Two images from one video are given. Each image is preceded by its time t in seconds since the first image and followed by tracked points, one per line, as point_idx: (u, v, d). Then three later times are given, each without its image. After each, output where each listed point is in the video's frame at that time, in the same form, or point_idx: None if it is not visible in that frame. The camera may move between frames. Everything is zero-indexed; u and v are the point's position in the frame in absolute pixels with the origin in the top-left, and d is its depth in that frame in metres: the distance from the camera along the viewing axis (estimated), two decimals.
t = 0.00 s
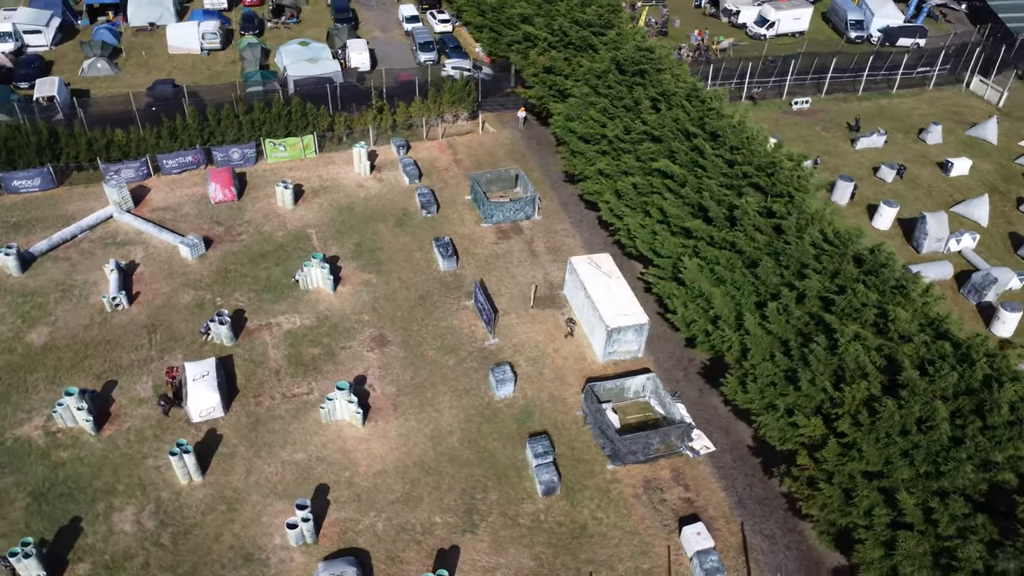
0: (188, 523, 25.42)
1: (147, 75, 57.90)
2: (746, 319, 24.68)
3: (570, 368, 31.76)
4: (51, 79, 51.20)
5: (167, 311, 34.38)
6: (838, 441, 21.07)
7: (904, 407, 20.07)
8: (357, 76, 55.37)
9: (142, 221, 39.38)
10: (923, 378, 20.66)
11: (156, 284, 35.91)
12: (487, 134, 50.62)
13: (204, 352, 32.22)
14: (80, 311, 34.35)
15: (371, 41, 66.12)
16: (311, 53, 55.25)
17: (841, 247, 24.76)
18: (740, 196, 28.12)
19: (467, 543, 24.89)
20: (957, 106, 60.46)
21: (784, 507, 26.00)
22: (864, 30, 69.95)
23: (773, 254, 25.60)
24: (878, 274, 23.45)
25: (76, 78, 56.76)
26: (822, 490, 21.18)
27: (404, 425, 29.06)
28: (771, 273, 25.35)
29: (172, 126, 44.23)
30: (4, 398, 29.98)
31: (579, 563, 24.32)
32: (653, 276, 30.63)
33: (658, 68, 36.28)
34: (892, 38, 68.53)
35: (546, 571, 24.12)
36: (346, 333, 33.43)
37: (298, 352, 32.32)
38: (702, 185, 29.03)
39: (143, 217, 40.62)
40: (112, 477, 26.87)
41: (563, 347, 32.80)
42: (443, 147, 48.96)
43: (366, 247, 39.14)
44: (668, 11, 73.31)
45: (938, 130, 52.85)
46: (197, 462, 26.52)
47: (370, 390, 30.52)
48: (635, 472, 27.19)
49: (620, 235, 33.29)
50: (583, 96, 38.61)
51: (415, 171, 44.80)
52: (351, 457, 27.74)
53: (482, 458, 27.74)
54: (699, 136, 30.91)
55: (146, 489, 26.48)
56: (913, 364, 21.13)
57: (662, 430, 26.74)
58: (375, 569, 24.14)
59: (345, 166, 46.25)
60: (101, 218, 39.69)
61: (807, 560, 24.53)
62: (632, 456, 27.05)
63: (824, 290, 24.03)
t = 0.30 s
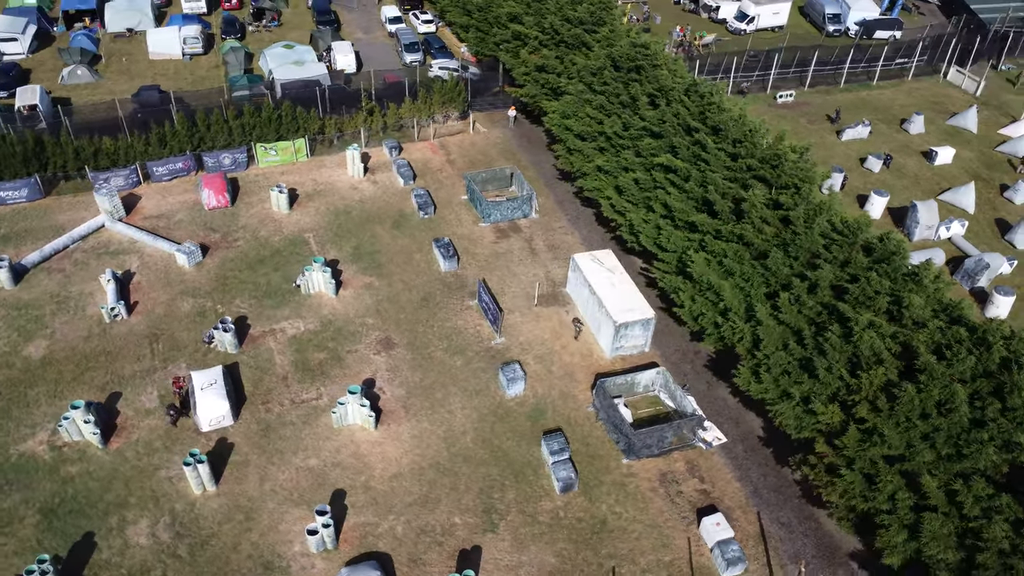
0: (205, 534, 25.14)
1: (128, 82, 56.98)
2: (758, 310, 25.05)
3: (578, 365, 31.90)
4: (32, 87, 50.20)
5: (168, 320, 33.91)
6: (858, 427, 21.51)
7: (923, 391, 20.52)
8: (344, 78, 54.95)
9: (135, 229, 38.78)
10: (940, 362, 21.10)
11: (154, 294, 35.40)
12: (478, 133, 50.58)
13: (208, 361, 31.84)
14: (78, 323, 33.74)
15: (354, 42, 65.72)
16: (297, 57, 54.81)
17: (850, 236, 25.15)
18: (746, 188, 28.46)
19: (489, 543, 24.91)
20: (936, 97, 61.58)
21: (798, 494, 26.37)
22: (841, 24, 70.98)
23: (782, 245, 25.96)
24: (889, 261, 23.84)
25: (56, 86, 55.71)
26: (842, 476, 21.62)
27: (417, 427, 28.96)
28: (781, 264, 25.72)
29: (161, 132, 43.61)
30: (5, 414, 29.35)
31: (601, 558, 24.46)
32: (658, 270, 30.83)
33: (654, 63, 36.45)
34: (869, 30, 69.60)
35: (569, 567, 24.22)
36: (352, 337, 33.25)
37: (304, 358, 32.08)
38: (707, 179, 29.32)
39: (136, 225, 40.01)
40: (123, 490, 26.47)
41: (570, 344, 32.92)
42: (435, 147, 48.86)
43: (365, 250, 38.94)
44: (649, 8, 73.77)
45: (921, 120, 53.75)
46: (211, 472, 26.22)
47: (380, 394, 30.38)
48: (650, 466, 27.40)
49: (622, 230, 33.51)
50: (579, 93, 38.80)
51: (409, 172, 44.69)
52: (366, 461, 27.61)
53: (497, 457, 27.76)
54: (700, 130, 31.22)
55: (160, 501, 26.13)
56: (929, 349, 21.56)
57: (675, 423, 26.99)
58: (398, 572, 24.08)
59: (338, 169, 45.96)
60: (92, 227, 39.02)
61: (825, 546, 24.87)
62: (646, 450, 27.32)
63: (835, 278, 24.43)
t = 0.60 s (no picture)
0: (224, 543, 24.89)
1: (110, 89, 56.06)
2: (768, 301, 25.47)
3: (586, 361, 32.04)
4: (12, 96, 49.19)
5: (169, 329, 33.46)
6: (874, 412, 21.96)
7: (940, 375, 20.96)
8: (330, 80, 54.62)
9: (130, 238, 38.20)
10: (955, 345, 21.54)
11: (152, 302, 34.92)
12: (469, 133, 50.49)
13: (213, 368, 31.49)
14: (77, 334, 33.17)
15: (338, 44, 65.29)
16: (282, 59, 54.26)
17: (858, 223, 25.48)
18: (750, 181, 28.82)
19: (510, 541, 24.97)
20: (915, 87, 62.70)
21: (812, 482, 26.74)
22: (819, 17, 71.98)
23: (790, 236, 26.34)
24: (899, 247, 24.19)
25: (35, 94, 54.65)
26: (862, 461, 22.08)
27: (430, 428, 28.90)
28: (790, 255, 26.10)
29: (151, 139, 43.03)
30: (9, 429, 28.77)
31: (623, 552, 24.63)
32: (663, 264, 31.08)
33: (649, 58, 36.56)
34: (846, 24, 70.71)
35: (591, 562, 24.35)
36: (358, 340, 33.09)
37: (310, 362, 31.85)
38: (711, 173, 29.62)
39: (129, 234, 39.40)
40: (136, 502, 26.10)
41: (576, 340, 33.07)
42: (428, 148, 48.72)
43: (365, 252, 38.77)
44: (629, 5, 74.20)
45: (903, 110, 54.70)
46: (225, 480, 25.94)
47: (390, 396, 30.28)
48: (664, 459, 27.63)
49: (624, 226, 33.75)
50: (574, 91, 38.93)
51: (403, 173, 44.51)
52: (381, 464, 27.50)
53: (512, 456, 27.81)
54: (701, 124, 31.50)
55: (175, 512, 25.80)
56: (943, 333, 21.99)
57: (688, 415, 27.25)
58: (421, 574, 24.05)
59: (331, 171, 45.65)
60: (85, 237, 38.38)
61: (841, 531, 25.29)
62: (660, 443, 27.53)
63: (846, 266, 24.80)
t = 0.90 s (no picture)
0: (243, 552, 24.68)
1: (92, 96, 55.12)
2: (778, 291, 25.88)
3: (594, 357, 32.23)
4: None
5: (171, 337, 33.05)
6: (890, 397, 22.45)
7: (955, 358, 21.48)
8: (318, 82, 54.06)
9: (124, 246, 37.63)
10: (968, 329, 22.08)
11: (152, 311, 34.46)
12: (461, 133, 50.42)
13: (220, 376, 31.17)
14: (77, 346, 32.62)
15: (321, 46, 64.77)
16: (268, 62, 53.62)
17: (865, 212, 25.96)
18: (754, 174, 29.22)
19: (531, 538, 25.07)
20: (894, 79, 63.80)
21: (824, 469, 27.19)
22: (797, 11, 72.85)
23: (798, 227, 26.75)
24: (907, 235, 24.71)
25: (15, 103, 53.56)
26: (878, 445, 22.53)
27: (443, 428, 28.89)
28: (798, 246, 26.52)
29: (140, 146, 42.30)
30: (14, 444, 28.25)
31: (644, 544, 24.85)
32: (667, 258, 31.39)
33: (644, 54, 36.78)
34: (823, 18, 71.68)
35: (613, 556, 24.54)
36: (364, 342, 32.96)
37: (318, 366, 31.68)
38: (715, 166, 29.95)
39: (123, 242, 38.82)
40: (150, 513, 25.78)
41: (583, 336, 33.25)
42: (420, 149, 48.60)
43: (364, 254, 38.60)
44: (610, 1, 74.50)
45: (884, 102, 55.67)
46: (241, 488, 25.71)
47: (401, 398, 30.21)
48: (678, 451, 27.90)
49: (626, 221, 33.99)
50: (569, 88, 39.04)
51: (398, 175, 44.34)
52: (397, 466, 27.44)
53: (528, 453, 27.90)
54: (701, 119, 31.82)
55: (191, 522, 25.52)
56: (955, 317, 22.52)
57: (700, 407, 27.51)
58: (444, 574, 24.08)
59: (324, 174, 45.35)
60: (78, 247, 37.74)
61: (855, 516, 25.76)
62: (673, 436, 27.77)
63: (855, 255, 25.28)
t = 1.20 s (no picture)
0: (264, 559, 24.51)
1: (75, 104, 54.19)
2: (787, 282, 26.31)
3: (601, 352, 32.44)
4: None
5: (174, 346, 32.66)
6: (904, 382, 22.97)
7: (968, 342, 22.02)
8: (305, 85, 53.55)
9: (120, 255, 37.09)
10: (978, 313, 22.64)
11: (153, 320, 34.02)
12: (452, 133, 50.38)
13: (227, 383, 30.87)
14: (78, 358, 32.09)
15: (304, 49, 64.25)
16: (254, 67, 52.98)
17: (870, 202, 26.46)
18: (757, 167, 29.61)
19: (552, 534, 25.19)
20: (873, 71, 64.86)
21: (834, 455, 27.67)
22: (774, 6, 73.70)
23: (804, 218, 27.20)
24: (914, 223, 25.22)
25: None
26: (893, 430, 23.03)
27: (457, 428, 28.91)
28: (805, 237, 26.96)
29: (131, 153, 41.87)
30: (20, 460, 27.75)
31: (664, 536, 25.10)
32: (671, 253, 31.72)
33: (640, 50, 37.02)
34: (800, 12, 72.63)
35: (635, 549, 24.76)
36: (370, 345, 32.84)
37: (326, 371, 31.52)
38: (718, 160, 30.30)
39: (118, 251, 38.26)
40: (167, 524, 25.48)
41: (589, 333, 33.45)
42: (413, 150, 48.50)
43: (364, 257, 38.44)
44: None
45: (867, 94, 56.63)
46: (258, 496, 25.50)
47: (412, 399, 30.17)
48: (691, 443, 28.20)
49: (628, 217, 34.26)
50: (563, 86, 39.20)
51: (393, 176, 44.09)
52: (413, 468, 27.41)
53: (543, 450, 28.02)
54: (701, 114, 32.16)
55: (209, 532, 25.27)
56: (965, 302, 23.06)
57: (711, 398, 27.80)
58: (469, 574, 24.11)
59: (318, 178, 45.08)
60: (72, 257, 37.13)
61: (868, 500, 26.26)
62: (685, 428, 28.05)
63: (862, 244, 25.75)
